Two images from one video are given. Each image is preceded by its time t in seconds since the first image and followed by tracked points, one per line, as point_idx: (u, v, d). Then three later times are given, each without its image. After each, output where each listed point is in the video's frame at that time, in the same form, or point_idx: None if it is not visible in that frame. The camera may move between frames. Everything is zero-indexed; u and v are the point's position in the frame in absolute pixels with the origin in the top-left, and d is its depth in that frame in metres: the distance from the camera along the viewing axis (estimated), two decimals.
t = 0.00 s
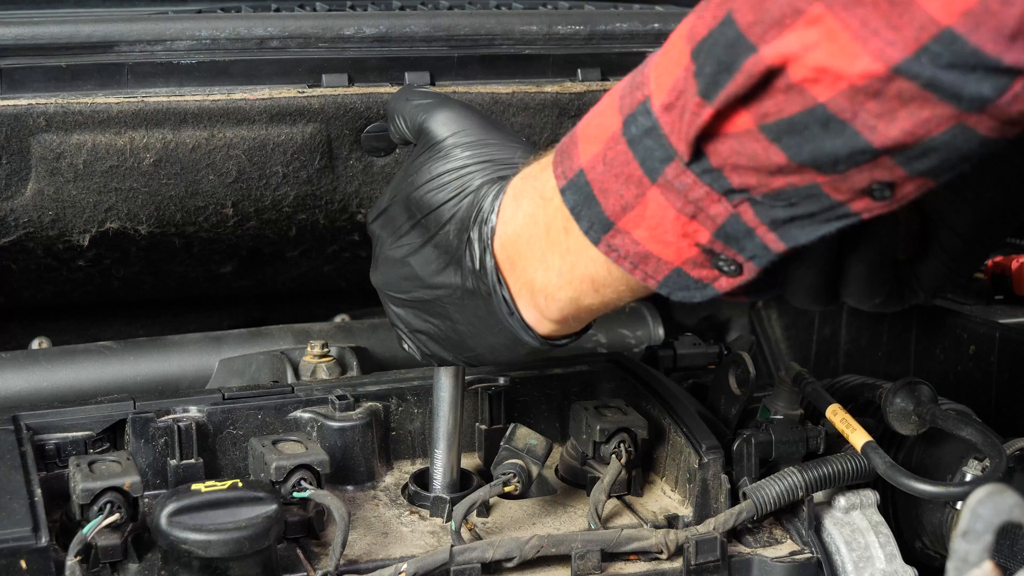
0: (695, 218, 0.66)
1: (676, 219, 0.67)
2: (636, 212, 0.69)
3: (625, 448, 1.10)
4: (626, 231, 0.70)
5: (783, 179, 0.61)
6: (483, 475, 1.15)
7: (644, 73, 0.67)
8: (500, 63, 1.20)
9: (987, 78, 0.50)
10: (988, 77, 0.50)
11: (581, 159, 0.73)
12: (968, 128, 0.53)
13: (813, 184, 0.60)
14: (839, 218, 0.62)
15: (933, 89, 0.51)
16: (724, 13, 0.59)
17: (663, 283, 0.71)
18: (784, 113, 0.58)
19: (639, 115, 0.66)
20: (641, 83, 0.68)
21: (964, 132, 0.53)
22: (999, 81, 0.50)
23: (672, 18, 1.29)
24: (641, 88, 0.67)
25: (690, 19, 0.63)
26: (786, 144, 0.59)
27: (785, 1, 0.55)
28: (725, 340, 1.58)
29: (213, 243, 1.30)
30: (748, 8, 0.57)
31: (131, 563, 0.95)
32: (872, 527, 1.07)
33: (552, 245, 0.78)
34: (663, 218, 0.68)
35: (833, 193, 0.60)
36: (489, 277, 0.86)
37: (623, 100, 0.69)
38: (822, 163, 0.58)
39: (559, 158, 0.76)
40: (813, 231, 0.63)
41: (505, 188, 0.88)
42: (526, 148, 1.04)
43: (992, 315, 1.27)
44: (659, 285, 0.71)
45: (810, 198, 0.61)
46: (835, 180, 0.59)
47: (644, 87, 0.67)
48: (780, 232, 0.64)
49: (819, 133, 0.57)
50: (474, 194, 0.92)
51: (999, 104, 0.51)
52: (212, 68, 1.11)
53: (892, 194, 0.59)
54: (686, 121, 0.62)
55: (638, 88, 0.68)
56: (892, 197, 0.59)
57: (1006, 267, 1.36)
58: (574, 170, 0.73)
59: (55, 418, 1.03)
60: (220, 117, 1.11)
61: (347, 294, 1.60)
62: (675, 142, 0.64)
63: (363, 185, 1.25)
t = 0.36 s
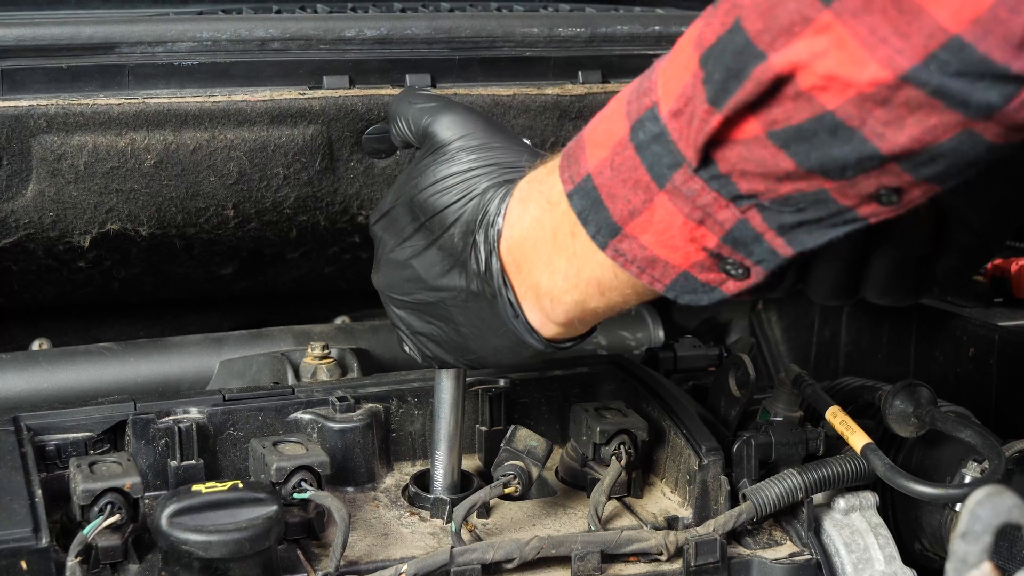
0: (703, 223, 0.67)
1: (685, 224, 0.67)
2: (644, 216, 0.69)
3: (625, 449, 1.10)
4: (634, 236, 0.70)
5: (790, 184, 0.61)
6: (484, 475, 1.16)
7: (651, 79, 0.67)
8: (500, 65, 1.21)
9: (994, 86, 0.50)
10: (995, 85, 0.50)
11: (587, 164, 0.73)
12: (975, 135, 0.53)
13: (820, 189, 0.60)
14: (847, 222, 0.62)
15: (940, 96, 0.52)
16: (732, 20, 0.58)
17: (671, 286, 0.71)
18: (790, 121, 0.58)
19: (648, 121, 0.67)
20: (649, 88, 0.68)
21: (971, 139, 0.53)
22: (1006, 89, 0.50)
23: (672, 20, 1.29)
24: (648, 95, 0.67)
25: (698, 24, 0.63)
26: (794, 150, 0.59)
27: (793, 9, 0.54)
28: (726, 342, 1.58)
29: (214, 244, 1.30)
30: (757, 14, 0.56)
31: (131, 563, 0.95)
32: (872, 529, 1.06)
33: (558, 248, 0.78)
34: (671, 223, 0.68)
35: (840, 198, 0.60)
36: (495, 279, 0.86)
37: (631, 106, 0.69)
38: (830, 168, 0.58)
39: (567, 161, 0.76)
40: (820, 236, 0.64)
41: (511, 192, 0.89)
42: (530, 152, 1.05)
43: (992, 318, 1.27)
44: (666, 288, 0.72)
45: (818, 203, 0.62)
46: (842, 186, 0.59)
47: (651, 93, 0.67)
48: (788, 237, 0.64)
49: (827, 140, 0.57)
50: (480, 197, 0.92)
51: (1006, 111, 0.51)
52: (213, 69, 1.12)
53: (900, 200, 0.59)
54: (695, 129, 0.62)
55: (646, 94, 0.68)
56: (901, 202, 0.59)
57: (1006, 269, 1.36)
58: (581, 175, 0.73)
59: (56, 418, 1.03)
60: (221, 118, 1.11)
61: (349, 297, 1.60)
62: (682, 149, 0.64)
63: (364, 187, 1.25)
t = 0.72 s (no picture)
0: (695, 219, 0.66)
1: (676, 219, 0.67)
2: (637, 211, 0.69)
3: (623, 446, 1.10)
4: (626, 231, 0.70)
5: (782, 180, 0.61)
6: (483, 472, 1.16)
7: (647, 74, 0.67)
8: (499, 61, 1.21)
9: (984, 83, 0.51)
10: (985, 82, 0.51)
11: (583, 158, 0.73)
12: (965, 131, 0.53)
13: (812, 186, 0.60)
14: (838, 220, 0.62)
15: (930, 93, 0.52)
16: (727, 13, 0.58)
17: (664, 283, 0.71)
18: (783, 116, 0.58)
19: (641, 116, 0.67)
20: (644, 83, 0.67)
21: (962, 135, 0.53)
22: (996, 86, 0.50)
23: (671, 16, 1.30)
24: (643, 90, 0.67)
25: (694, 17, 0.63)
26: (784, 146, 0.59)
27: (785, 3, 0.54)
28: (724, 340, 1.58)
29: (212, 241, 1.30)
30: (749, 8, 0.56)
31: (128, 559, 0.95)
32: (870, 525, 1.06)
33: (554, 243, 0.78)
34: (664, 219, 0.68)
35: (832, 195, 0.60)
36: (491, 274, 0.86)
37: (626, 100, 0.69)
38: (821, 165, 0.58)
39: (562, 156, 0.76)
40: (811, 233, 0.63)
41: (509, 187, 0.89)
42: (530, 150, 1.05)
43: (990, 314, 1.27)
44: (659, 285, 0.71)
45: (810, 200, 0.61)
46: (834, 183, 0.59)
47: (646, 87, 0.67)
48: (778, 233, 0.64)
49: (818, 135, 0.57)
50: (479, 191, 0.92)
51: (996, 109, 0.51)
52: (211, 65, 1.11)
53: (891, 198, 0.59)
54: (687, 123, 0.62)
55: (641, 89, 0.68)
56: (891, 199, 0.59)
57: (1004, 266, 1.36)
58: (577, 170, 0.73)
59: (54, 415, 1.03)
60: (219, 114, 1.11)
61: (348, 294, 1.60)
62: (675, 143, 0.64)
63: (362, 184, 1.25)
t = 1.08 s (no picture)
0: (690, 224, 0.66)
1: (672, 223, 0.67)
2: (632, 216, 0.68)
3: (618, 443, 1.09)
4: (622, 235, 0.70)
5: (777, 187, 0.61)
6: (478, 471, 1.16)
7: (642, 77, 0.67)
8: (493, 59, 1.20)
9: (978, 92, 0.50)
10: (979, 91, 0.50)
11: (578, 161, 0.72)
12: (960, 140, 0.53)
13: (807, 194, 0.60)
14: (833, 226, 0.61)
15: (925, 102, 0.52)
16: (721, 21, 0.57)
17: (659, 287, 0.71)
18: (777, 123, 0.57)
19: (636, 120, 0.66)
20: (639, 88, 0.67)
21: (956, 144, 0.53)
22: (991, 95, 0.50)
23: (666, 13, 1.29)
24: (639, 93, 0.67)
25: (689, 21, 0.62)
26: (780, 153, 0.59)
27: (779, 11, 0.54)
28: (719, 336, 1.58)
29: (206, 239, 1.30)
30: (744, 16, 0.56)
31: (123, 559, 0.95)
32: (866, 523, 1.06)
33: (550, 245, 0.77)
34: (659, 223, 0.67)
35: (826, 203, 0.60)
36: (488, 275, 0.86)
37: (622, 104, 0.69)
38: (816, 173, 0.58)
39: (558, 159, 0.75)
40: (806, 239, 0.63)
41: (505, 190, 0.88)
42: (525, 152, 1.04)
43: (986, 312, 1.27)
44: (655, 288, 0.71)
45: (804, 207, 0.61)
46: (828, 190, 0.59)
47: (642, 91, 0.67)
48: (773, 240, 0.64)
49: (813, 143, 0.57)
50: (474, 192, 0.92)
51: (991, 118, 0.51)
52: (205, 63, 1.11)
53: (885, 206, 0.59)
54: (683, 129, 0.61)
55: (636, 93, 0.67)
56: (886, 207, 0.59)
57: (1000, 264, 1.36)
58: (573, 172, 0.73)
59: (47, 414, 1.03)
60: (213, 112, 1.11)
61: (343, 292, 1.60)
62: (670, 149, 0.63)
63: (356, 182, 1.24)
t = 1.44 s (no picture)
0: (692, 240, 0.66)
1: (673, 238, 0.67)
2: (633, 230, 0.68)
3: (618, 444, 1.09)
4: (622, 249, 0.70)
5: (781, 205, 0.61)
6: (477, 471, 1.15)
7: (645, 91, 0.67)
8: (490, 59, 1.20)
9: (982, 115, 0.50)
10: (984, 114, 0.50)
11: (580, 173, 0.72)
12: (962, 163, 0.53)
13: (808, 212, 0.60)
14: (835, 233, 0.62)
15: (928, 124, 0.52)
16: (726, 37, 0.57)
17: (661, 298, 0.71)
18: (779, 143, 0.58)
19: (639, 134, 0.66)
20: (642, 101, 0.67)
21: (959, 167, 0.53)
22: (994, 118, 0.50)
23: (665, 13, 1.28)
24: (641, 107, 0.66)
25: (695, 34, 0.62)
26: (782, 172, 0.59)
27: (783, 31, 0.54)
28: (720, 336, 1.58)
29: (204, 240, 1.30)
30: (746, 35, 0.56)
31: (122, 562, 0.95)
32: (866, 523, 1.06)
33: (552, 255, 0.77)
34: (661, 237, 0.67)
35: (829, 220, 0.60)
36: (489, 282, 0.85)
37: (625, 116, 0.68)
38: (819, 193, 0.58)
39: (560, 169, 0.75)
40: (808, 257, 0.63)
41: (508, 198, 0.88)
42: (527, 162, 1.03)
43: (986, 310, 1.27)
44: (657, 300, 0.71)
45: (806, 225, 0.61)
46: (830, 209, 0.59)
47: (644, 106, 0.66)
48: (775, 257, 0.64)
49: (815, 163, 0.57)
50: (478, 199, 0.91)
51: (993, 139, 0.51)
52: (202, 64, 1.11)
53: (888, 225, 0.59)
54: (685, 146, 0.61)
55: (639, 106, 0.67)
56: (888, 226, 0.59)
57: (999, 261, 1.36)
58: (574, 184, 0.72)
59: (45, 416, 1.03)
60: (211, 113, 1.11)
61: (341, 292, 1.59)
62: (672, 164, 0.63)
63: (354, 182, 1.24)
